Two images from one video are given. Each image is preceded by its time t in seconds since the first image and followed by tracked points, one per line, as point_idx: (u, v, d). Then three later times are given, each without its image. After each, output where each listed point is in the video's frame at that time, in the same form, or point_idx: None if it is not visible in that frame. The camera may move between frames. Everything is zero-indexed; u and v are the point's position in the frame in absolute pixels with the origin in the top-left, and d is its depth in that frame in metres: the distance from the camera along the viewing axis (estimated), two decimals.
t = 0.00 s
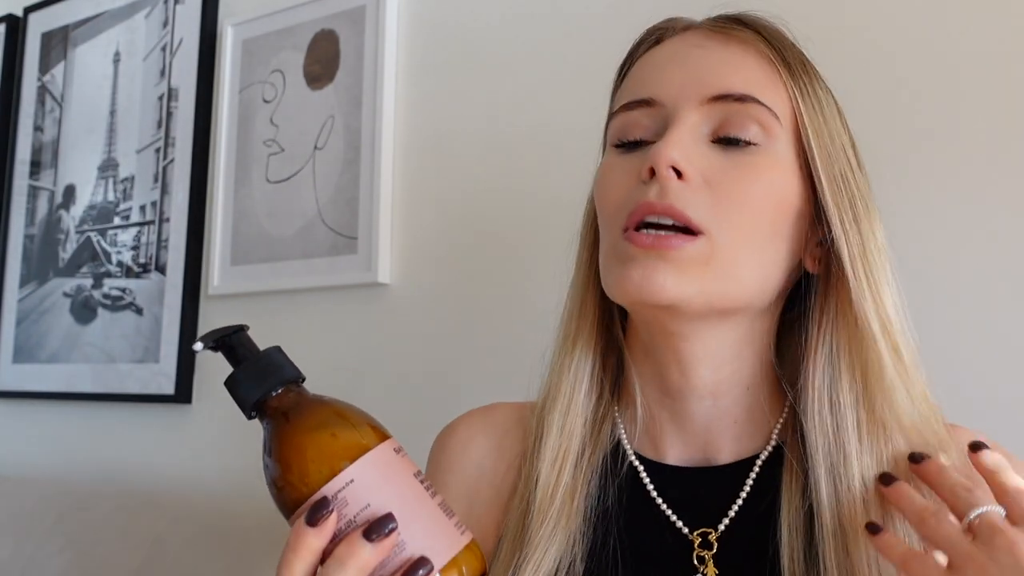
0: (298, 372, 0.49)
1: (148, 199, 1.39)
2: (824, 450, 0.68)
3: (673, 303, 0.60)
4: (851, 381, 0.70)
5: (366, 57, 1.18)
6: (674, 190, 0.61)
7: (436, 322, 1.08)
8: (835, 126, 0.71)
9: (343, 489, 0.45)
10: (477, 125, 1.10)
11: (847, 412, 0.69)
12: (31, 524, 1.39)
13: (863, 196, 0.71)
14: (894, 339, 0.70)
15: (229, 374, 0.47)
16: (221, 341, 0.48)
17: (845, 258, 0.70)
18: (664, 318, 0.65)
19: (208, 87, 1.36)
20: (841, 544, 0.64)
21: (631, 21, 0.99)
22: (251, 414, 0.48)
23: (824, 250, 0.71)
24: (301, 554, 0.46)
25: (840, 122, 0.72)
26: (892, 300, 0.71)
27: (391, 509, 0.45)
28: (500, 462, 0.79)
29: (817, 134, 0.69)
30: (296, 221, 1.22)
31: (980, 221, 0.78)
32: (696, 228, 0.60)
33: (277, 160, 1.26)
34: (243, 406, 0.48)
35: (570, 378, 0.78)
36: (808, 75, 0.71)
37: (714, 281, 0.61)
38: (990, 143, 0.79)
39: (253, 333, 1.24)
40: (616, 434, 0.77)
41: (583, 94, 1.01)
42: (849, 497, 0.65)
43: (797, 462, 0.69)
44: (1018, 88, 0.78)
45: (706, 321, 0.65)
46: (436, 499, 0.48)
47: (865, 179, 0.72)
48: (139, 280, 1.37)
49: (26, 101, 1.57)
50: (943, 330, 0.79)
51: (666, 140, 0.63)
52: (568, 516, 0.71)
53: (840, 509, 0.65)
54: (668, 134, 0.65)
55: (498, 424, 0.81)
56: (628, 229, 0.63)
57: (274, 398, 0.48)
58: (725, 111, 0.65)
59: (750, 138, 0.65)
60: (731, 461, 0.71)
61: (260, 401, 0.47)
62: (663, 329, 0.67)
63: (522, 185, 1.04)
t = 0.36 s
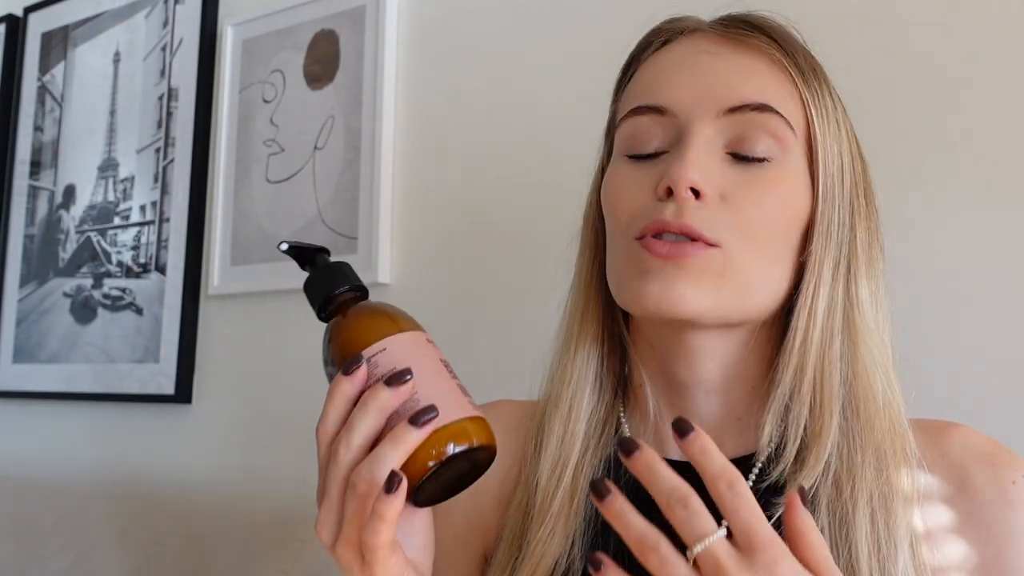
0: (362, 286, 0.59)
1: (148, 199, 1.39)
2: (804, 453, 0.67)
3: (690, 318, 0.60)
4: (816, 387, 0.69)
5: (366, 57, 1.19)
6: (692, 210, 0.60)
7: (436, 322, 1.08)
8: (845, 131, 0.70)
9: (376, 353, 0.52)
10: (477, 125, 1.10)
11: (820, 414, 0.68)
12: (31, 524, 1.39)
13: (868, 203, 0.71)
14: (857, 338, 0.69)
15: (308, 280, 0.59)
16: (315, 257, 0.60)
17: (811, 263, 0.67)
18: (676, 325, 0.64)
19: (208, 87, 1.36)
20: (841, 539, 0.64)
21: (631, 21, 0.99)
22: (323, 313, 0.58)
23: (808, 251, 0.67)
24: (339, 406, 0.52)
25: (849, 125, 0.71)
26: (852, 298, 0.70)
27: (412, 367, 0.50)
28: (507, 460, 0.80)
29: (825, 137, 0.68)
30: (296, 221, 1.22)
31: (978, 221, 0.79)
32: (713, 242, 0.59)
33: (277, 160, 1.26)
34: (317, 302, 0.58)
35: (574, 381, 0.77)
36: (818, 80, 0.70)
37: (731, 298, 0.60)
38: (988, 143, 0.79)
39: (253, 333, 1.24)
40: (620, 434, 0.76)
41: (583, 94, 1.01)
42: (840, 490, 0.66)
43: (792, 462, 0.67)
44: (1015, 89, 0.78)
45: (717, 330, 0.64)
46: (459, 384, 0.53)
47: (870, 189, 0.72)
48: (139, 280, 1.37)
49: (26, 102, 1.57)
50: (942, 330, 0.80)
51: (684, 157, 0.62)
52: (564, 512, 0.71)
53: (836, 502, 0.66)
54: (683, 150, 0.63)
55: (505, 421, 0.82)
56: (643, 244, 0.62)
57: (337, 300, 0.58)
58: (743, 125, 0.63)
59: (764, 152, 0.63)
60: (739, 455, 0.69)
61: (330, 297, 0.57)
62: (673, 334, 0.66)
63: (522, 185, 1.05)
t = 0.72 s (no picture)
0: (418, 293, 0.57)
1: (149, 199, 1.39)
2: (842, 486, 0.66)
3: (701, 357, 0.61)
4: (852, 413, 0.67)
5: (366, 57, 1.19)
6: (695, 250, 0.60)
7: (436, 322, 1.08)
8: (848, 131, 0.68)
9: (405, 350, 0.50)
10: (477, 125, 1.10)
11: (856, 446, 0.67)
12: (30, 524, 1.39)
13: (877, 206, 0.70)
14: (872, 359, 0.68)
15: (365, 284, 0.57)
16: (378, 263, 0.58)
17: (840, 283, 0.66)
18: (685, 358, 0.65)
19: (208, 87, 1.36)
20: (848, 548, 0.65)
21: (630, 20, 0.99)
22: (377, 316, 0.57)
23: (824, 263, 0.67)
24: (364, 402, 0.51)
25: (852, 124, 0.69)
26: (868, 316, 0.68)
27: (433, 363, 0.49)
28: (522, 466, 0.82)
29: (829, 140, 0.66)
30: (296, 221, 1.22)
31: (978, 221, 0.79)
32: (720, 280, 0.60)
33: (277, 160, 1.26)
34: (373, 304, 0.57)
35: (583, 387, 0.78)
36: (817, 80, 0.67)
37: (738, 331, 0.61)
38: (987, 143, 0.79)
39: (254, 333, 1.24)
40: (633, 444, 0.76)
41: (582, 93, 1.01)
42: (863, 511, 0.65)
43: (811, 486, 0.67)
44: (1015, 88, 0.78)
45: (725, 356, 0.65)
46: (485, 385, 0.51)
47: (877, 189, 0.70)
48: (139, 281, 1.37)
49: (27, 102, 1.57)
50: (942, 331, 0.80)
51: (682, 193, 0.61)
52: (575, 516, 0.72)
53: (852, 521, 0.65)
54: (680, 182, 0.62)
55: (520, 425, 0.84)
56: (649, 283, 0.62)
57: (391, 305, 0.56)
58: (740, 147, 0.62)
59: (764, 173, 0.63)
60: (747, 459, 0.71)
61: (382, 300, 0.56)
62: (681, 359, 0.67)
63: (522, 185, 1.04)
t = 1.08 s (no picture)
0: (492, 366, 0.44)
1: (148, 200, 1.39)
2: (841, 513, 0.65)
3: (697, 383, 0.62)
4: (848, 441, 0.67)
5: (366, 57, 1.19)
6: (689, 278, 0.60)
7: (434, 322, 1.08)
8: (847, 137, 0.68)
9: (415, 467, 0.40)
10: (477, 125, 1.10)
11: (856, 471, 0.66)
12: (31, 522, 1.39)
13: (878, 214, 0.69)
14: (871, 377, 0.67)
15: (438, 336, 0.44)
16: (458, 303, 0.45)
17: (835, 302, 0.66)
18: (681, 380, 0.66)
19: (208, 87, 1.36)
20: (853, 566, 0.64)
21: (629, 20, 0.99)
22: (437, 370, 0.44)
23: (822, 273, 0.66)
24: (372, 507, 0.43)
25: (849, 131, 0.69)
26: (868, 334, 0.68)
27: (426, 500, 0.39)
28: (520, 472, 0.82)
29: (826, 151, 0.65)
30: (296, 221, 1.22)
31: (977, 221, 0.79)
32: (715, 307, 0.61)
33: (277, 160, 1.26)
34: (437, 358, 0.44)
35: (579, 396, 0.78)
36: (812, 89, 0.66)
37: (735, 355, 0.62)
38: (985, 142, 0.79)
39: (254, 333, 1.24)
40: (638, 449, 0.78)
41: (582, 93, 1.01)
42: (869, 531, 0.64)
43: (810, 511, 0.66)
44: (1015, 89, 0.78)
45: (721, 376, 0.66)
46: (493, 535, 0.38)
47: (880, 190, 0.70)
48: (139, 280, 1.37)
49: (26, 102, 1.57)
50: (941, 332, 0.80)
51: (674, 219, 0.61)
52: (576, 527, 0.73)
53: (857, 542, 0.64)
54: (673, 206, 0.62)
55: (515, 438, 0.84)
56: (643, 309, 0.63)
57: (454, 375, 0.43)
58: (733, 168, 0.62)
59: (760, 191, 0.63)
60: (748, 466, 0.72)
61: (448, 366, 0.43)
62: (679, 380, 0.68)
63: (522, 186, 1.05)
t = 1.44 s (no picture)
0: (503, 363, 0.46)
1: (148, 199, 1.39)
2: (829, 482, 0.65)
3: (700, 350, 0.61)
4: (836, 407, 0.67)
5: (366, 57, 1.19)
6: (688, 243, 0.60)
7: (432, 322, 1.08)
8: (837, 118, 0.68)
9: (402, 451, 0.43)
10: (477, 125, 1.10)
11: (843, 438, 0.67)
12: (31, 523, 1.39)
13: (869, 197, 0.69)
14: (863, 349, 0.68)
15: (456, 322, 0.45)
16: (479, 296, 0.46)
17: (821, 274, 0.65)
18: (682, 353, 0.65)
19: (208, 87, 1.36)
20: (845, 544, 0.65)
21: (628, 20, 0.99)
22: (448, 357, 0.46)
23: (807, 250, 0.65)
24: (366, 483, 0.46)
25: (840, 113, 0.69)
26: (858, 307, 0.68)
27: (405, 480, 0.41)
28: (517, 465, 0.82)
29: (817, 129, 0.65)
30: (296, 221, 1.22)
31: (977, 220, 0.79)
32: (716, 273, 0.60)
33: (277, 160, 1.26)
34: (452, 346, 0.45)
35: (573, 388, 0.78)
36: (803, 67, 0.67)
37: (736, 321, 0.61)
38: (985, 141, 0.79)
39: (253, 333, 1.24)
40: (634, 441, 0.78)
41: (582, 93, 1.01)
42: (859, 502, 0.65)
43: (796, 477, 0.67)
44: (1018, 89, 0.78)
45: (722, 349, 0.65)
46: (464, 528, 0.40)
47: (871, 182, 0.70)
48: (139, 280, 1.37)
49: (27, 102, 1.57)
50: (942, 332, 0.80)
51: (673, 187, 0.61)
52: (570, 519, 0.73)
53: (847, 518, 0.65)
54: (670, 175, 0.62)
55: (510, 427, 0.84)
56: (643, 277, 0.63)
57: (465, 363, 0.45)
58: (729, 137, 0.63)
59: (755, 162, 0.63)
60: (749, 462, 0.71)
61: (461, 356, 0.45)
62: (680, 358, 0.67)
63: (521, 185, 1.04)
